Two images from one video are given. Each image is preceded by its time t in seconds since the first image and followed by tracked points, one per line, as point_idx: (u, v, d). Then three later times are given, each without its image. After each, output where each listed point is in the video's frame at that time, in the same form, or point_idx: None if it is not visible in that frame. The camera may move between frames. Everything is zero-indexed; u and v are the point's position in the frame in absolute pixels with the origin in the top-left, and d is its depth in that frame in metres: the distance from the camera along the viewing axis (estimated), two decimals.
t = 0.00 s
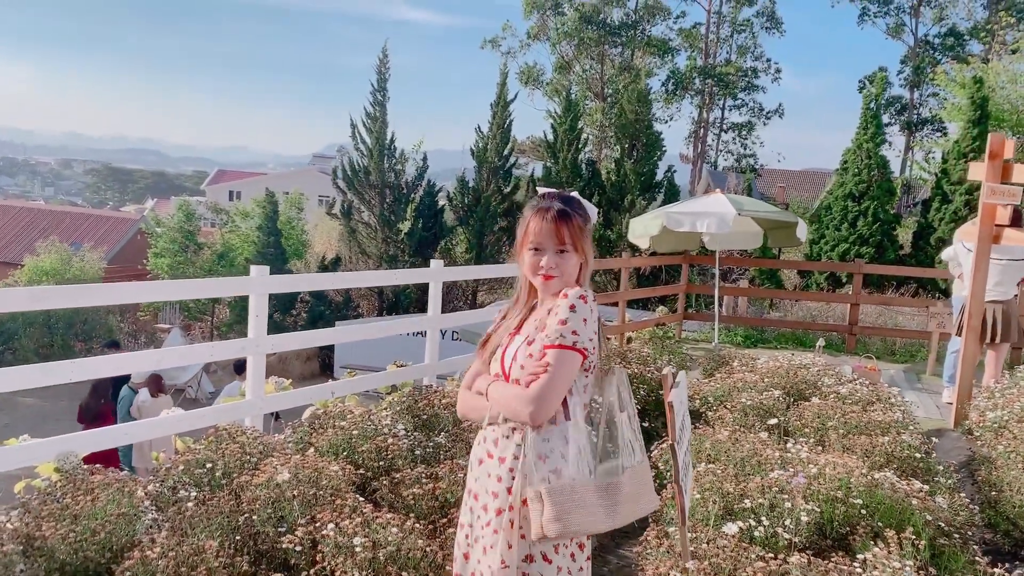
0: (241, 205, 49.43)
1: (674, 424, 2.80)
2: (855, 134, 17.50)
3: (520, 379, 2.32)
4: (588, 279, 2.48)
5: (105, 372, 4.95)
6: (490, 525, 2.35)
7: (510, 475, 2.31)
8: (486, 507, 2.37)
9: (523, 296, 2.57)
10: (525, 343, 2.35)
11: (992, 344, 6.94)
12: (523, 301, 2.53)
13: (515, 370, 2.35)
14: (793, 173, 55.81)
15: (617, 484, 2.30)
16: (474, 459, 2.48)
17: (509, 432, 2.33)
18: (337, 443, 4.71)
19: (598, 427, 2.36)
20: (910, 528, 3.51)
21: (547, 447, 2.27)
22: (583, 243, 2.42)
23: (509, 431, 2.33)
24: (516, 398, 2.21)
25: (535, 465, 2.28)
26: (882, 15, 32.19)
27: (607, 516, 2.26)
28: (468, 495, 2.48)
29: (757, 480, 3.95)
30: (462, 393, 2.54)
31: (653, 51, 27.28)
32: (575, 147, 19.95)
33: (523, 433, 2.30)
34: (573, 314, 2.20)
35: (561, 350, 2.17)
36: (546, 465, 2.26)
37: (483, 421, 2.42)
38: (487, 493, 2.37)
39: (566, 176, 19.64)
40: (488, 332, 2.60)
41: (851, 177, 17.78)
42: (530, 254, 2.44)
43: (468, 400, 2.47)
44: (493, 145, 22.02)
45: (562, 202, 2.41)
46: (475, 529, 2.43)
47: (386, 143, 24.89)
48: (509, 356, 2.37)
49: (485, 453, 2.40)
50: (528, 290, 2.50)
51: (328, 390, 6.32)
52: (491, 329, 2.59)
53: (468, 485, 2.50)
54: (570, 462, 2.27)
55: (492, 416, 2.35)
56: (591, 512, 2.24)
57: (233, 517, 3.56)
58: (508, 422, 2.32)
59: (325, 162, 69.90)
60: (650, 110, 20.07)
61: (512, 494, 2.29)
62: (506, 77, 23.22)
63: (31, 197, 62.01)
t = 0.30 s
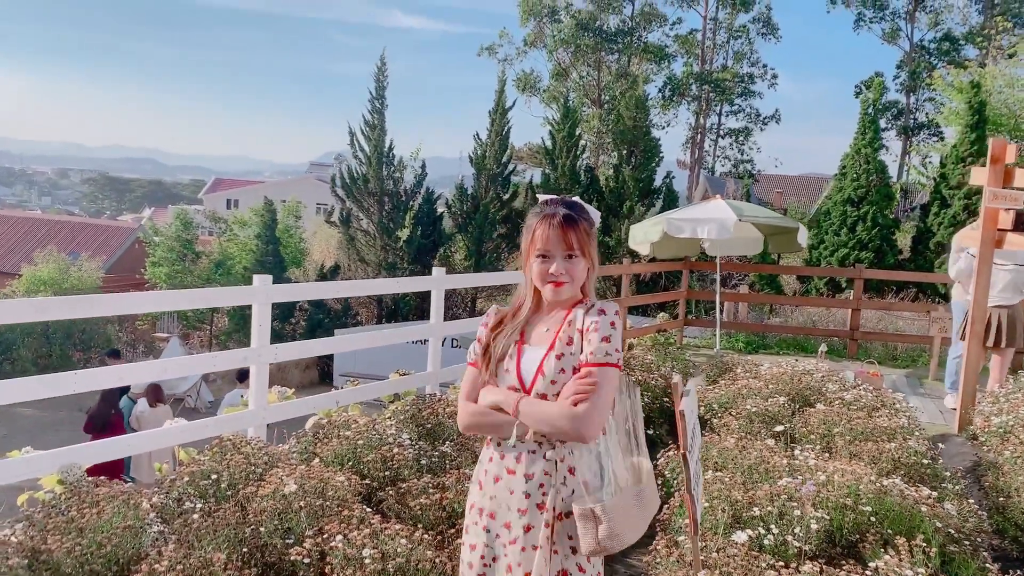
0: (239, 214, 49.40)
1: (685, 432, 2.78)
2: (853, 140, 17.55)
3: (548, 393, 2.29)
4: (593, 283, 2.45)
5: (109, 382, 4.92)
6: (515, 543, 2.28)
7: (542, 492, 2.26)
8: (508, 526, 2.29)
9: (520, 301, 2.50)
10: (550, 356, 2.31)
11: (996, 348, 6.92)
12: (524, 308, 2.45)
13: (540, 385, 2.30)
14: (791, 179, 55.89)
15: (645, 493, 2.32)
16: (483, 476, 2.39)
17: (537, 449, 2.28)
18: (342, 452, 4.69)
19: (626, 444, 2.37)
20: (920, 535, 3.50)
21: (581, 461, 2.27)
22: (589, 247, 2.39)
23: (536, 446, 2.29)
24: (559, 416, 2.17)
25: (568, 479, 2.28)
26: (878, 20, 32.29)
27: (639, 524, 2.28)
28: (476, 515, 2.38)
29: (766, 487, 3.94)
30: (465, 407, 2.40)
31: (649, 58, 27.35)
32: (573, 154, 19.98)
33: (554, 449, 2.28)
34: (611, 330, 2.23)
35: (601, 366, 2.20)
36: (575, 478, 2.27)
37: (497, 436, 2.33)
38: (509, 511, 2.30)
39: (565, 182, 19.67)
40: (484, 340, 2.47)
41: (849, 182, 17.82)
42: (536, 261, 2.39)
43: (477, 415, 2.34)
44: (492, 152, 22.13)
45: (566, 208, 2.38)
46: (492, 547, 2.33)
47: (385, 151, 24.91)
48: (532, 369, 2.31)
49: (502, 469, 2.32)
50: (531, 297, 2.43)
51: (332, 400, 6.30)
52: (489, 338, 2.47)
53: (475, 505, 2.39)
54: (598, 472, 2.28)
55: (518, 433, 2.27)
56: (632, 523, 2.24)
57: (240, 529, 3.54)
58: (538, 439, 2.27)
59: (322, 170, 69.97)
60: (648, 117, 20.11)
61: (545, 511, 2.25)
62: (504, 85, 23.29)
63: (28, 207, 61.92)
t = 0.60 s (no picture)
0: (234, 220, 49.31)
1: (696, 437, 2.77)
2: (849, 142, 17.59)
3: (578, 405, 2.32)
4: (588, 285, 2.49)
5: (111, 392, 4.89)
6: (548, 557, 2.28)
7: (573, 504, 2.30)
8: (539, 542, 2.28)
9: (516, 310, 2.44)
10: (576, 368, 2.34)
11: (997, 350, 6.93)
12: (527, 318, 2.40)
13: (570, 397, 2.32)
14: (786, 181, 55.93)
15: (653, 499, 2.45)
16: (501, 493, 2.33)
17: (567, 463, 2.31)
18: (346, 460, 4.67)
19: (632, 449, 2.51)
20: (930, 539, 3.49)
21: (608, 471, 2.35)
22: (590, 253, 2.40)
23: (565, 461, 2.31)
24: (607, 429, 2.24)
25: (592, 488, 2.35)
26: (871, 22, 32.39)
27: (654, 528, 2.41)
28: (496, 534, 2.32)
29: (773, 491, 3.93)
30: (483, 425, 2.29)
31: (644, 61, 27.37)
32: (570, 158, 20.00)
33: (580, 462, 2.33)
34: (632, 344, 2.37)
35: (629, 378, 2.33)
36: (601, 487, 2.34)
37: (524, 452, 2.28)
38: (539, 527, 2.28)
39: (562, 186, 19.67)
40: (492, 353, 2.35)
41: (846, 184, 17.85)
42: (539, 271, 2.37)
43: (505, 435, 2.25)
44: (488, 157, 22.16)
45: (566, 215, 2.38)
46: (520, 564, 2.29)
47: (381, 156, 24.89)
48: (559, 382, 2.32)
49: (528, 486, 2.30)
50: (533, 306, 2.39)
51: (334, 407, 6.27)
52: (497, 350, 2.35)
53: (494, 523, 2.32)
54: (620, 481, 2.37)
55: (553, 448, 2.28)
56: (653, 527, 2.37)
57: (246, 540, 3.52)
58: (569, 452, 2.31)
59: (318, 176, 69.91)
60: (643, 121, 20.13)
61: (579, 523, 2.30)
62: (500, 89, 23.31)
63: (22, 215, 61.71)
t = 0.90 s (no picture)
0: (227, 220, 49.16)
1: (699, 435, 2.75)
2: (843, 138, 17.63)
3: (590, 406, 2.33)
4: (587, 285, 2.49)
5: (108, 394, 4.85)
6: (564, 557, 2.27)
7: (586, 503, 2.32)
8: (555, 543, 2.27)
9: (521, 312, 2.40)
10: (587, 370, 2.35)
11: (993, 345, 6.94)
12: (534, 320, 2.38)
13: (584, 398, 2.33)
14: (780, 177, 56.01)
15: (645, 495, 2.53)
16: (515, 497, 2.29)
17: (580, 463, 2.32)
18: (345, 460, 4.65)
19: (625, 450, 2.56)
20: (931, 535, 3.49)
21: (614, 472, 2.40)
22: (592, 253, 2.39)
23: (578, 462, 2.32)
24: (622, 431, 2.29)
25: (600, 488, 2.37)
26: (862, 19, 32.50)
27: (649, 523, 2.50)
28: (510, 538, 2.27)
29: (774, 488, 3.92)
30: (499, 430, 2.24)
31: (637, 59, 27.38)
32: (564, 156, 19.97)
33: (590, 461, 2.36)
34: (636, 346, 2.41)
35: (636, 379, 2.38)
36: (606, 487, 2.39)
37: (539, 455, 2.26)
38: (555, 527, 2.27)
39: (556, 184, 19.69)
40: (506, 356, 2.31)
41: (839, 180, 17.89)
42: (542, 273, 2.35)
43: (525, 439, 2.22)
44: (483, 155, 22.17)
45: (567, 215, 2.37)
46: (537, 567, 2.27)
47: (375, 155, 24.83)
48: (573, 384, 2.32)
49: (543, 487, 2.28)
50: (539, 309, 2.36)
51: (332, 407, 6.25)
52: (510, 352, 2.32)
53: (507, 527, 2.28)
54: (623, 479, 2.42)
55: (568, 451, 2.28)
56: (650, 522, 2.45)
57: (245, 543, 3.49)
58: (582, 453, 2.32)
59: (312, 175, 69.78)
60: (637, 119, 20.14)
61: (592, 522, 2.32)
62: (493, 88, 23.28)
63: (13, 216, 61.38)
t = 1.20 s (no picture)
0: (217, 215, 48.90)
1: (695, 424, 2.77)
2: (834, 129, 17.68)
3: (589, 397, 2.34)
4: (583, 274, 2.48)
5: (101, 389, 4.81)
6: (563, 545, 2.27)
7: (584, 492, 2.32)
8: (553, 531, 2.27)
9: (519, 302, 2.39)
10: (587, 361, 2.35)
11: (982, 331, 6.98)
12: (532, 310, 2.36)
13: (583, 389, 2.33)
14: (770, 169, 56.11)
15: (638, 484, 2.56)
16: (513, 485, 2.28)
17: (577, 452, 2.33)
18: (340, 454, 4.64)
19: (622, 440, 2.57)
20: (928, 524, 3.51)
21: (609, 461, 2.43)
22: (591, 243, 2.38)
23: (576, 451, 2.32)
24: (621, 422, 2.30)
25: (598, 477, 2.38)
26: (853, 10, 32.57)
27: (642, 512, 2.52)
28: (509, 526, 2.27)
29: (770, 479, 3.93)
30: (498, 418, 2.22)
31: (628, 51, 27.36)
32: (556, 148, 19.93)
33: (587, 450, 2.36)
34: (634, 339, 2.42)
35: (632, 372, 2.39)
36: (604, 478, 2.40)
37: (538, 444, 2.25)
38: (553, 515, 2.27)
39: (548, 176, 19.67)
40: (507, 345, 2.29)
41: (831, 171, 17.93)
42: (540, 262, 2.34)
43: (525, 428, 2.21)
44: (474, 148, 22.12)
45: (565, 205, 2.36)
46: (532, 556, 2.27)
47: (366, 148, 24.78)
48: (573, 375, 2.32)
49: (542, 476, 2.28)
50: (539, 298, 2.35)
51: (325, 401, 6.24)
52: (511, 341, 2.30)
53: (505, 516, 2.27)
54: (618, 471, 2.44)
55: (567, 439, 2.28)
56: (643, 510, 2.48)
57: (240, 537, 3.48)
58: (579, 442, 2.33)
59: (302, 169, 69.47)
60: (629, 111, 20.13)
61: (591, 510, 2.33)
62: (484, 80, 23.22)
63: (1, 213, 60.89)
